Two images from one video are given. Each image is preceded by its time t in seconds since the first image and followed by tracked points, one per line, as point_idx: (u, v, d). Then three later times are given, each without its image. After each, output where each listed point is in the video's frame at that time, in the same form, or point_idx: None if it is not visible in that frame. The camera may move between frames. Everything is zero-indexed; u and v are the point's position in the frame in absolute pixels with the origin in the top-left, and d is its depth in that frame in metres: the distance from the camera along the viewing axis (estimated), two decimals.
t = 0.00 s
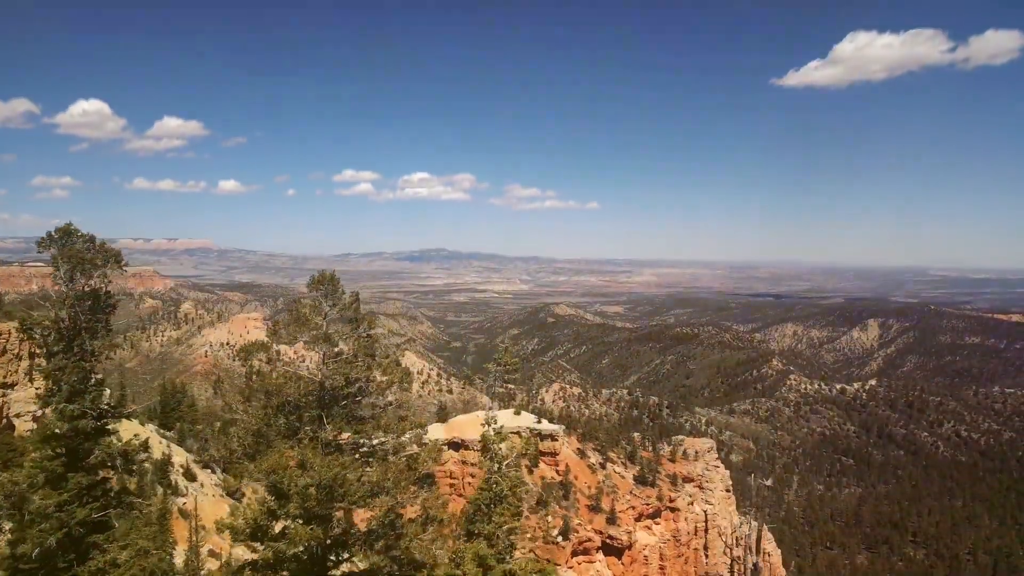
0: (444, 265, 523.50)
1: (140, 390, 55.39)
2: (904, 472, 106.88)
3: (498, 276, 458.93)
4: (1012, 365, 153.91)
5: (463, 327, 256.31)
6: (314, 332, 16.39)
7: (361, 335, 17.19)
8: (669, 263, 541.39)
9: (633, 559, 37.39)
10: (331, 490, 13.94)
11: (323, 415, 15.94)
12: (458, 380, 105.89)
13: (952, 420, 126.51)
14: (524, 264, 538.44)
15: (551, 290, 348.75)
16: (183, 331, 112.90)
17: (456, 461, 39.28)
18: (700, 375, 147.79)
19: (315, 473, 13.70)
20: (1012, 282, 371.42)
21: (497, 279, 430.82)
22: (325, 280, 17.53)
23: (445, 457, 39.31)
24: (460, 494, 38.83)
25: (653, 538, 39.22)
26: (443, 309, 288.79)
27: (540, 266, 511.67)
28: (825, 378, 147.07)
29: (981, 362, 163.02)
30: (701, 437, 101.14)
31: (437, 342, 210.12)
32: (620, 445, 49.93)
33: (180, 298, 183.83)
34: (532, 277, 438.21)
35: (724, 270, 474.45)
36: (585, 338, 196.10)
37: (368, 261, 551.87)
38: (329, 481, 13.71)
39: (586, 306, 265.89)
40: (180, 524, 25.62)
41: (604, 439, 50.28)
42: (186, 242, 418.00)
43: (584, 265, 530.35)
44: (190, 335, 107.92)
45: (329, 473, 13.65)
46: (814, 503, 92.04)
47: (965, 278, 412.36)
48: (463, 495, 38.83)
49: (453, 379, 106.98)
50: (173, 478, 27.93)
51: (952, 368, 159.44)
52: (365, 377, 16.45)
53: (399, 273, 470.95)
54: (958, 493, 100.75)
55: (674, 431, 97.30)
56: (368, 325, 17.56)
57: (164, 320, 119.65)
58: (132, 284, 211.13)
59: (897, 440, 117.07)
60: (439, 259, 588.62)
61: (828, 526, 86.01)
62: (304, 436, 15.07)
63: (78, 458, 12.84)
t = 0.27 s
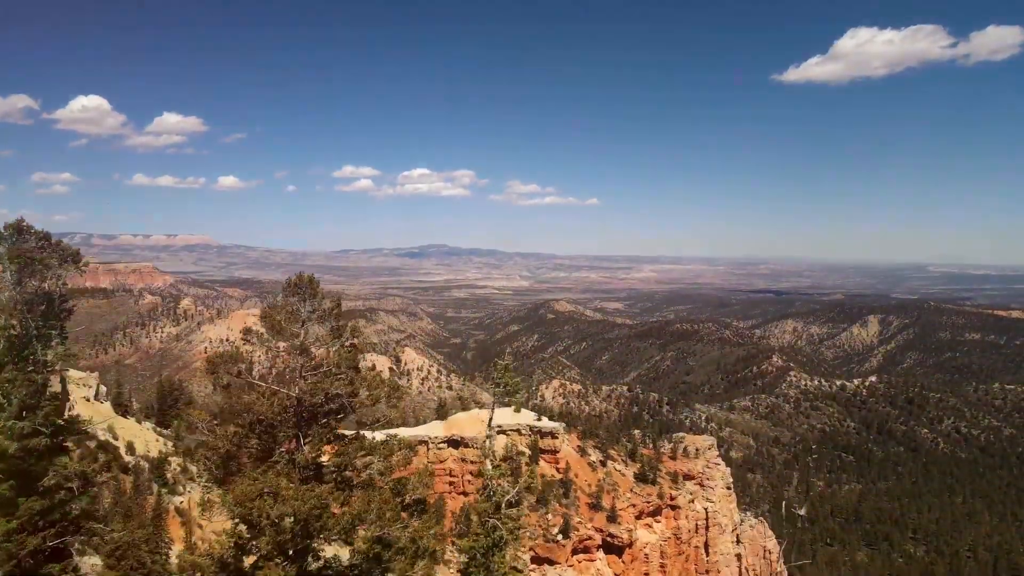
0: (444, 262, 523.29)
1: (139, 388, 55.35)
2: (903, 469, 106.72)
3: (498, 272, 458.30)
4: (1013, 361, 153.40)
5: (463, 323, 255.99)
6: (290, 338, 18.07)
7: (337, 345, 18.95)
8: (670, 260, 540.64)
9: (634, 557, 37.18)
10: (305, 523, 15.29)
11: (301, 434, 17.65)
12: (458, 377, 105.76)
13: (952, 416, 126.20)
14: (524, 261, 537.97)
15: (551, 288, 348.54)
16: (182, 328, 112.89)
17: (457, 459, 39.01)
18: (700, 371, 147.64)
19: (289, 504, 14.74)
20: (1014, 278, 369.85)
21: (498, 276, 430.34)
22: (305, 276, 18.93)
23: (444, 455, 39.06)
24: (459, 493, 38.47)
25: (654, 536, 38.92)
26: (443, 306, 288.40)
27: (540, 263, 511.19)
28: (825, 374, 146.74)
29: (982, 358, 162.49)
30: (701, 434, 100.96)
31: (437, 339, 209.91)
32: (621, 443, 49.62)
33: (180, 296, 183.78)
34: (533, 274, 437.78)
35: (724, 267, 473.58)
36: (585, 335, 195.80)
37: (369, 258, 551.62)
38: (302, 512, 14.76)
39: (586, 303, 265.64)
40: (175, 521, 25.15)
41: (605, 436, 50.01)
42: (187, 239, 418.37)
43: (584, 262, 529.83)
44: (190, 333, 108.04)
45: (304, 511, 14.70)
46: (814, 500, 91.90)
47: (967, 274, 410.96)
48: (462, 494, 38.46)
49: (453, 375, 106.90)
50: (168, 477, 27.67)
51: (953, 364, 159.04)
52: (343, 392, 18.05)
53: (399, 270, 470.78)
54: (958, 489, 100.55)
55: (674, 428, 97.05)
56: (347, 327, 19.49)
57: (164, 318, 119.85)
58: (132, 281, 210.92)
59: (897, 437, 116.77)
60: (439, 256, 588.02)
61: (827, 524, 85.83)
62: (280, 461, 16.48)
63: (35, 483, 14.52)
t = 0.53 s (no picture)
0: (444, 258, 522.85)
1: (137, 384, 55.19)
2: (903, 465, 106.55)
3: (498, 268, 458.07)
4: (1013, 357, 153.23)
5: (463, 319, 255.79)
6: (259, 356, 20.41)
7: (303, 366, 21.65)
8: (670, 255, 540.03)
9: (634, 555, 36.96)
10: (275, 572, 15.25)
11: (269, 461, 19.54)
12: (458, 373, 105.67)
13: (952, 412, 125.89)
14: (524, 257, 537.34)
15: (550, 284, 348.07)
16: (182, 323, 112.82)
17: (456, 455, 38.76)
18: (700, 366, 147.53)
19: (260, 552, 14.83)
20: (1014, 274, 369.11)
21: (497, 272, 430.26)
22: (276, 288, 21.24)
23: (444, 452, 38.75)
24: (459, 490, 38.30)
25: (655, 533, 38.78)
26: (443, 302, 288.10)
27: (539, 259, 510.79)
28: (825, 370, 146.61)
29: (982, 353, 162.15)
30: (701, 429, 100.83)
31: (436, 334, 209.82)
32: (621, 439, 49.32)
33: (180, 292, 183.79)
34: (533, 270, 437.51)
35: (724, 263, 472.96)
36: (585, 330, 195.55)
37: (369, 254, 551.19)
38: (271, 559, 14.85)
39: (586, 300, 265.42)
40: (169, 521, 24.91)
41: (605, 432, 49.74)
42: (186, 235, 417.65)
43: (584, 258, 529.15)
44: (189, 329, 107.93)
45: (270, 548, 14.95)
46: (814, 495, 91.87)
47: (967, 270, 410.50)
48: (462, 491, 38.32)
49: (452, 370, 106.68)
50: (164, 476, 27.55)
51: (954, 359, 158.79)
52: (318, 413, 20.57)
53: (399, 266, 470.44)
54: (958, 485, 100.47)
55: (674, 423, 96.90)
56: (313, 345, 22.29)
57: (163, 313, 119.67)
58: (132, 277, 210.83)
59: (897, 432, 116.62)
60: (439, 252, 587.30)
61: (828, 520, 85.74)
62: (249, 495, 17.77)
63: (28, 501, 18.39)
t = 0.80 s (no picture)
0: (443, 253, 522.27)
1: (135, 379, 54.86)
2: (904, 459, 106.33)
3: (498, 262, 458.31)
4: (1012, 352, 153.01)
5: (463, 313, 255.54)
6: (213, 366, 18.45)
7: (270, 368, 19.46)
8: (669, 250, 539.37)
9: (635, 551, 36.65)
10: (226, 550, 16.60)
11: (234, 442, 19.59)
12: (457, 367, 105.41)
13: (952, 407, 125.68)
14: (523, 251, 536.70)
15: (550, 279, 347.54)
16: (181, 317, 112.58)
17: (456, 452, 38.61)
18: (700, 361, 147.33)
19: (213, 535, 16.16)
20: (1014, 269, 368.71)
21: (497, 266, 429.84)
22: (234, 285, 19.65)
23: (444, 449, 38.59)
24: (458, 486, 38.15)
25: (656, 530, 38.53)
26: (443, 296, 287.78)
27: (539, 254, 510.32)
28: (825, 364, 146.42)
29: (982, 348, 161.99)
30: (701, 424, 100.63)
31: (436, 329, 209.58)
32: (621, 435, 49.05)
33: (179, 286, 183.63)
34: (532, 265, 437.07)
35: (723, 257, 472.33)
36: (585, 325, 195.23)
37: (368, 248, 550.58)
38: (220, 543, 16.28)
39: (586, 294, 264.97)
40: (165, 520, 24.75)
41: (606, 428, 49.45)
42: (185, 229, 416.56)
43: (583, 252, 528.46)
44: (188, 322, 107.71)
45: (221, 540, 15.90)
46: (814, 490, 91.80)
47: (967, 264, 409.91)
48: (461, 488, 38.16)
49: (452, 365, 106.45)
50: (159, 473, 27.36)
51: (954, 354, 158.59)
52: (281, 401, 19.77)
53: (399, 260, 469.92)
54: (958, 480, 100.32)
55: (674, 418, 96.74)
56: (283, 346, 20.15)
57: (162, 306, 119.35)
58: (131, 271, 210.52)
59: (897, 427, 116.46)
60: (438, 246, 586.69)
61: (828, 514, 85.58)
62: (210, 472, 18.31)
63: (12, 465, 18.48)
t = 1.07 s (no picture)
0: (444, 247, 521.69)
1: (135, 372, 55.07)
2: (903, 453, 106.20)
3: (498, 256, 457.70)
4: (1012, 346, 152.84)
5: (462, 306, 255.30)
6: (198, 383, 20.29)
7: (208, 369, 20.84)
8: (669, 244, 538.47)
9: (635, 546, 36.49)
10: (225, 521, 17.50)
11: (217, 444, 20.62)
12: (457, 360, 105.31)
13: (952, 400, 125.48)
14: (524, 244, 536.06)
15: (550, 272, 347.30)
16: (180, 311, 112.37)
17: (456, 447, 38.40)
18: (699, 355, 147.20)
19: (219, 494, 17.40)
20: (1013, 262, 368.25)
21: (497, 260, 429.34)
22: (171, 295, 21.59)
23: (443, 444, 38.35)
24: (458, 481, 37.96)
25: (656, 525, 38.30)
26: (443, 290, 287.53)
27: (539, 248, 509.89)
28: (825, 358, 146.31)
29: (982, 342, 161.61)
30: (701, 418, 100.51)
31: (436, 322, 209.42)
32: (622, 429, 48.75)
33: (179, 279, 183.31)
34: (532, 258, 436.62)
35: (723, 251, 471.96)
36: (584, 319, 195.02)
37: (368, 242, 549.68)
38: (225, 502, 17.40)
39: (586, 288, 264.76)
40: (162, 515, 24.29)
41: (607, 423, 49.13)
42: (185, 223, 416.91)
43: (584, 246, 527.89)
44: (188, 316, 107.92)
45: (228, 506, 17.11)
46: (814, 483, 91.80)
47: (966, 258, 409.44)
48: (461, 483, 37.98)
49: (452, 358, 106.34)
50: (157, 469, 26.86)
51: (954, 347, 158.40)
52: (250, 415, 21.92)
53: (399, 254, 469.39)
54: (958, 473, 100.22)
55: (674, 411, 96.73)
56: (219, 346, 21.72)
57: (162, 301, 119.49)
58: (131, 264, 210.17)
59: (897, 421, 116.36)
60: (438, 240, 585.90)
61: (828, 508, 85.54)
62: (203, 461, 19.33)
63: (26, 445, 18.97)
